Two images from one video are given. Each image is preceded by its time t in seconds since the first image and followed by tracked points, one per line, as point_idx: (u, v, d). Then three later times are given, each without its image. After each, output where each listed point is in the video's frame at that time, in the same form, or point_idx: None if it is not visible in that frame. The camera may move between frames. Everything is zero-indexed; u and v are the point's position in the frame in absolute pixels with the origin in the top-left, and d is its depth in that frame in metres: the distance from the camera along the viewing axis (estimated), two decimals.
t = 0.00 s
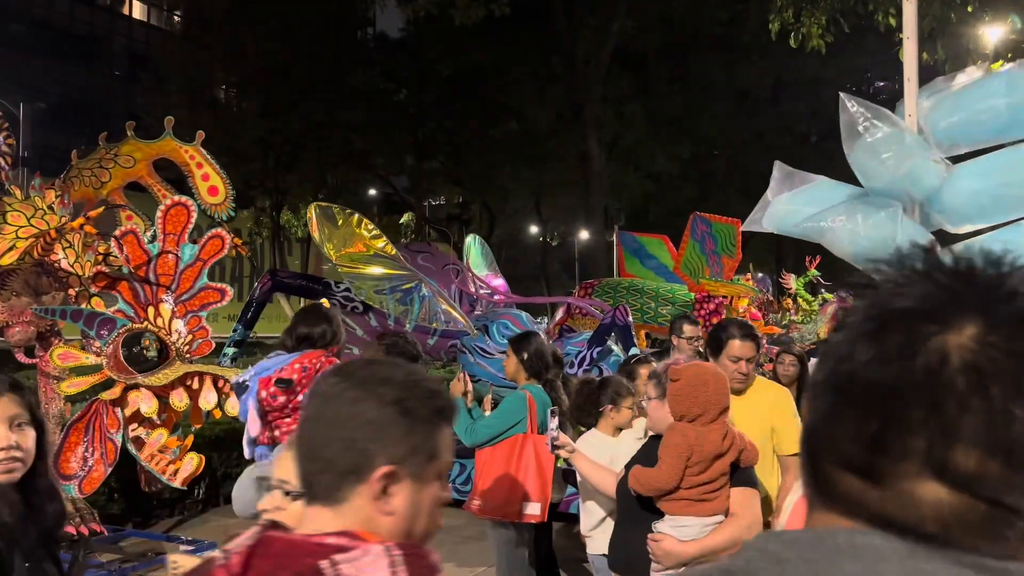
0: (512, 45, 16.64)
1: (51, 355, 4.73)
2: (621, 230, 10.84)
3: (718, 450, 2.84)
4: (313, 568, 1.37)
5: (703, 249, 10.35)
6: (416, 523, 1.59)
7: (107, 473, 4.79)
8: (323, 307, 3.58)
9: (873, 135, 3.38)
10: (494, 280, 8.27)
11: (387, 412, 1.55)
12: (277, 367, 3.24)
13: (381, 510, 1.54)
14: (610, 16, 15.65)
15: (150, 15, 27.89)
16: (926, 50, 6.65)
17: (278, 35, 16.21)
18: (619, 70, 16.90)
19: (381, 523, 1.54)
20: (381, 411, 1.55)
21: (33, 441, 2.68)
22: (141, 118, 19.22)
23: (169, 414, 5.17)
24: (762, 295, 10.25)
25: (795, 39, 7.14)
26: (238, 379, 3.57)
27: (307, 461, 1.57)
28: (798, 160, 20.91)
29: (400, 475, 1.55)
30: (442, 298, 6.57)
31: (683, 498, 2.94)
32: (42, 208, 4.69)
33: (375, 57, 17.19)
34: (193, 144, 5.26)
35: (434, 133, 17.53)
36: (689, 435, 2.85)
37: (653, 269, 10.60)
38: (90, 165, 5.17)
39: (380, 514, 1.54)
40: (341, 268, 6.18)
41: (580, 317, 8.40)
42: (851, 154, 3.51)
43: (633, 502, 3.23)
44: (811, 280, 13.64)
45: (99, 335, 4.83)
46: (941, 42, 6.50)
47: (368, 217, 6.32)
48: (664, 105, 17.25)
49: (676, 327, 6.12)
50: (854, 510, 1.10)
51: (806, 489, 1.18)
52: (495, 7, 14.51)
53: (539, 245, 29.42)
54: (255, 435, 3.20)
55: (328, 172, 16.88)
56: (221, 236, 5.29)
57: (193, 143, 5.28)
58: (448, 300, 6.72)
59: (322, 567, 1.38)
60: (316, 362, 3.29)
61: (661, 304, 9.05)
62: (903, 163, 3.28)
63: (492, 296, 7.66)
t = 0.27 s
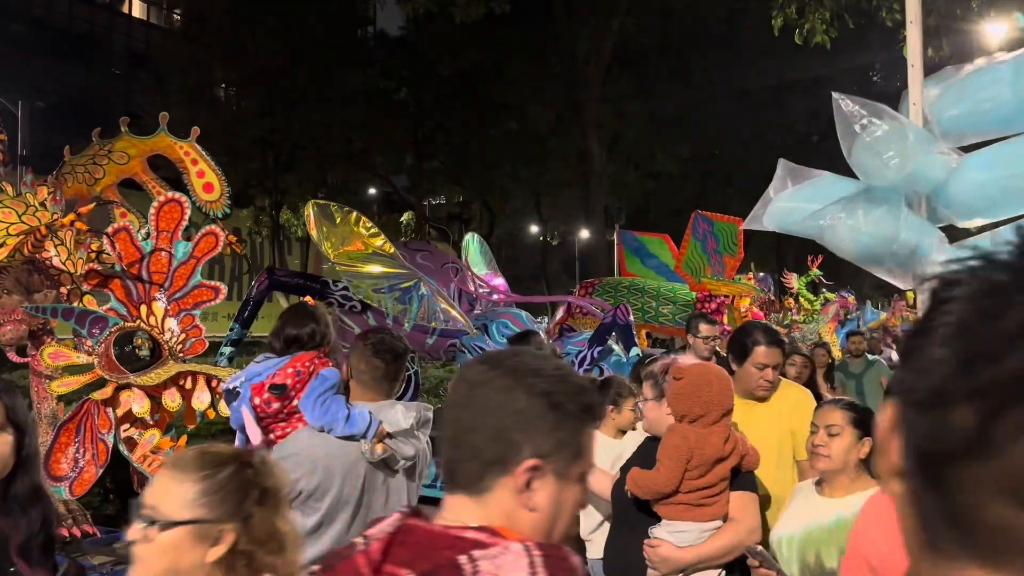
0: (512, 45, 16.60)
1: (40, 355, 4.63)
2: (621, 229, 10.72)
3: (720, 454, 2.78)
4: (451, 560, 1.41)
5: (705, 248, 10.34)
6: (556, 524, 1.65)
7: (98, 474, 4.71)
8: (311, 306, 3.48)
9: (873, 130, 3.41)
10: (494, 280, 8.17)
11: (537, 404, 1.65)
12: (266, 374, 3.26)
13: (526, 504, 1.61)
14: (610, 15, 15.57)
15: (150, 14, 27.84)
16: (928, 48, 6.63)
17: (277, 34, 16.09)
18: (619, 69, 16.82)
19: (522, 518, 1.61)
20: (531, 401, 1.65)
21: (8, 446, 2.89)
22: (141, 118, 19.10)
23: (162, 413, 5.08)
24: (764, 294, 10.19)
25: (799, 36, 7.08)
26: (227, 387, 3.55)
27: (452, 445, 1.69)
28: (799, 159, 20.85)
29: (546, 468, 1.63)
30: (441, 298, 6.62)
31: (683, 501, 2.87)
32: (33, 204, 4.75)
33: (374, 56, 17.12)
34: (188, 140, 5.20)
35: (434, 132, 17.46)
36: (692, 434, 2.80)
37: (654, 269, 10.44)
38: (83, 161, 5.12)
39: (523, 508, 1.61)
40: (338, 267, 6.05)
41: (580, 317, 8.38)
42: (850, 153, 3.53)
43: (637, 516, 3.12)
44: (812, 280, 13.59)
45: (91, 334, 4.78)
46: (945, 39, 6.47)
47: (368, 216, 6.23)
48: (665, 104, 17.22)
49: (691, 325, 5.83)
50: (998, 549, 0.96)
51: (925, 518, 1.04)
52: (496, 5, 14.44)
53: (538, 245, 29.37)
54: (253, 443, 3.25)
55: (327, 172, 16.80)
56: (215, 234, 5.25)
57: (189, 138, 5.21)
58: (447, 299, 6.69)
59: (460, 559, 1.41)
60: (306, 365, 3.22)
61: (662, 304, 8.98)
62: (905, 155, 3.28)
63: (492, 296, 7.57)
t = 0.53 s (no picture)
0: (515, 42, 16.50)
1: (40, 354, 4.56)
2: (625, 228, 10.55)
3: (735, 463, 2.74)
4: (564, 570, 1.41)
5: (710, 247, 10.38)
6: (691, 539, 1.56)
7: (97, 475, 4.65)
8: (317, 307, 3.42)
9: (883, 108, 3.25)
10: (498, 278, 8.09)
11: (674, 411, 1.56)
12: (274, 378, 3.18)
13: (660, 518, 1.54)
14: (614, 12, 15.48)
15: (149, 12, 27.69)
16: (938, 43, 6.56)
17: (278, 31, 15.99)
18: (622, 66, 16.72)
19: (658, 531, 1.54)
20: (666, 407, 1.57)
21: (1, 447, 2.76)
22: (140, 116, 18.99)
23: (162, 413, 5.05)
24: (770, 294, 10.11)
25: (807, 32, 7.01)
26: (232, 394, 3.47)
27: (582, 453, 1.61)
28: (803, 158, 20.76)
29: (682, 480, 1.55)
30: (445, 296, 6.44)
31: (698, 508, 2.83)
32: (32, 201, 4.68)
33: (376, 53, 17.03)
34: (188, 135, 5.13)
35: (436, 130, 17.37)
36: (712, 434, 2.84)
37: (659, 267, 10.26)
38: (83, 157, 5.08)
39: (657, 521, 1.54)
40: (342, 264, 5.97)
41: (585, 315, 8.30)
42: (861, 130, 3.39)
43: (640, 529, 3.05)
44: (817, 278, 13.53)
45: (90, 332, 4.70)
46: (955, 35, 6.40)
47: (370, 214, 6.16)
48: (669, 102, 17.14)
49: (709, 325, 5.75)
50: None
51: None
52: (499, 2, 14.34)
53: (539, 244, 29.28)
54: (261, 448, 3.15)
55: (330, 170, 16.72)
56: (215, 229, 5.15)
57: (188, 133, 5.14)
58: (451, 297, 6.59)
59: (572, 569, 1.42)
60: (316, 369, 3.17)
61: (668, 303, 8.88)
62: (918, 135, 3.12)
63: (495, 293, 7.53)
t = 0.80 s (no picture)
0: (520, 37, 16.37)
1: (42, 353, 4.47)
2: (633, 225, 10.51)
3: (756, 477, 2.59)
4: None
5: (720, 244, 10.17)
6: (854, 560, 1.48)
7: (100, 478, 4.57)
8: (333, 310, 3.34)
9: (902, 101, 3.17)
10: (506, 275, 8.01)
11: (834, 424, 1.50)
12: (289, 381, 3.07)
13: (821, 533, 1.47)
14: (620, 8, 15.36)
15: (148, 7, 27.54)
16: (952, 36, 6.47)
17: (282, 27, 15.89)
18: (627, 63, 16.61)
19: (820, 549, 1.46)
20: (824, 421, 1.50)
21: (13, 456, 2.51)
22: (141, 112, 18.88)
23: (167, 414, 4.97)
24: (779, 291, 10.00)
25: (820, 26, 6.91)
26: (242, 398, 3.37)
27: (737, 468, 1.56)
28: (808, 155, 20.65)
29: (846, 495, 1.47)
30: (452, 294, 6.37)
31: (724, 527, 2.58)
32: (32, 195, 4.58)
33: (379, 49, 16.92)
34: (194, 129, 5.03)
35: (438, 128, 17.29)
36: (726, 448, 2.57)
37: (666, 264, 10.22)
38: (85, 151, 4.99)
39: (820, 538, 1.47)
40: (347, 262, 5.87)
41: (592, 313, 8.21)
42: (881, 122, 3.28)
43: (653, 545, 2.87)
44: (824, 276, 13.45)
45: (93, 332, 4.57)
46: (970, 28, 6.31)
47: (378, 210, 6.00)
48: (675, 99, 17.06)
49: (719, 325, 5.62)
50: None
51: None
52: None
53: (542, 240, 29.18)
54: (276, 456, 3.03)
55: (333, 168, 16.64)
56: (222, 226, 5.09)
57: (194, 128, 5.05)
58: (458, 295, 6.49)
59: None
60: (333, 371, 3.06)
61: (677, 301, 8.78)
62: (939, 127, 3.01)
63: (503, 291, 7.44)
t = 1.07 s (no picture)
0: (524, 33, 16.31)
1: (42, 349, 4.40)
2: (640, 221, 10.41)
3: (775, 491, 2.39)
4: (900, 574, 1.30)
5: (730, 240, 10.06)
6: None
7: (102, 479, 4.48)
8: (338, 304, 3.21)
9: (919, 93, 3.05)
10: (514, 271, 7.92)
11: (1004, 402, 1.41)
12: (290, 379, 2.91)
13: (1000, 513, 1.39)
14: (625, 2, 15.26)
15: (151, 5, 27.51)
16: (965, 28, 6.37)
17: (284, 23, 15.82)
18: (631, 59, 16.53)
19: (999, 532, 1.39)
20: (997, 400, 1.42)
21: None
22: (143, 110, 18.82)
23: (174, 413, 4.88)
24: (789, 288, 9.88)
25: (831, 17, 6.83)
26: (242, 394, 3.21)
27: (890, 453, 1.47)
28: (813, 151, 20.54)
29: None
30: (461, 290, 6.26)
31: (742, 559, 2.37)
32: (33, 189, 4.57)
33: (382, 45, 16.84)
34: (198, 121, 4.94)
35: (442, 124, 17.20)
36: (737, 468, 2.39)
37: (675, 260, 10.14)
38: (88, 143, 4.90)
39: (999, 520, 1.39)
40: (354, 256, 5.82)
41: (601, 309, 8.08)
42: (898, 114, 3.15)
43: None
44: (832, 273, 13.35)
45: (96, 327, 4.53)
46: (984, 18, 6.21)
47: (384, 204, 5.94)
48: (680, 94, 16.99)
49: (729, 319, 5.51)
50: None
51: None
52: None
53: (545, 238, 29.09)
54: (274, 461, 2.83)
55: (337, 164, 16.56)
56: (229, 219, 4.97)
57: (198, 119, 4.96)
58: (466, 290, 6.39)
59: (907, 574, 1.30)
60: (338, 370, 2.92)
61: (686, 297, 8.68)
62: (963, 119, 2.90)
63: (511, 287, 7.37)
